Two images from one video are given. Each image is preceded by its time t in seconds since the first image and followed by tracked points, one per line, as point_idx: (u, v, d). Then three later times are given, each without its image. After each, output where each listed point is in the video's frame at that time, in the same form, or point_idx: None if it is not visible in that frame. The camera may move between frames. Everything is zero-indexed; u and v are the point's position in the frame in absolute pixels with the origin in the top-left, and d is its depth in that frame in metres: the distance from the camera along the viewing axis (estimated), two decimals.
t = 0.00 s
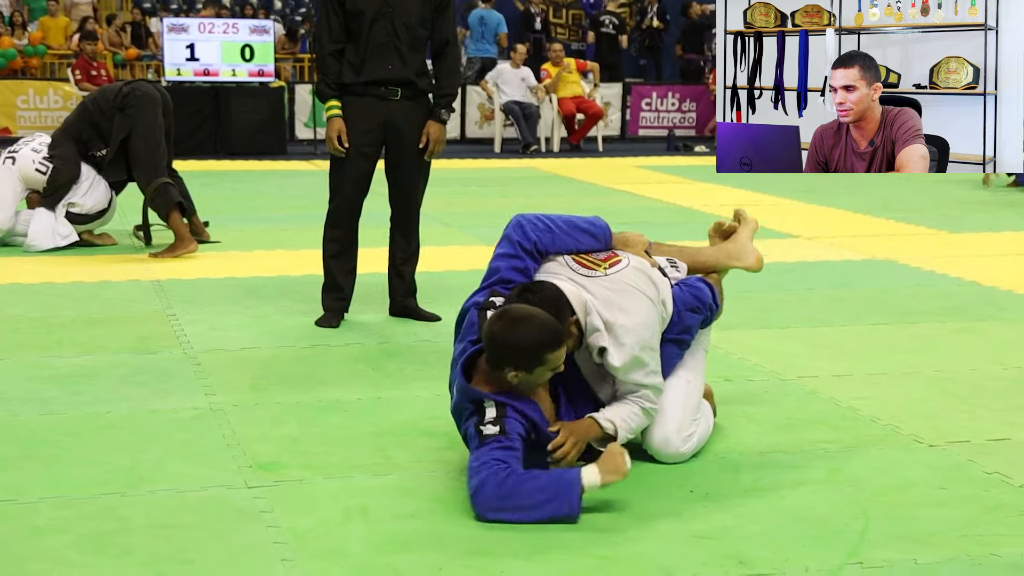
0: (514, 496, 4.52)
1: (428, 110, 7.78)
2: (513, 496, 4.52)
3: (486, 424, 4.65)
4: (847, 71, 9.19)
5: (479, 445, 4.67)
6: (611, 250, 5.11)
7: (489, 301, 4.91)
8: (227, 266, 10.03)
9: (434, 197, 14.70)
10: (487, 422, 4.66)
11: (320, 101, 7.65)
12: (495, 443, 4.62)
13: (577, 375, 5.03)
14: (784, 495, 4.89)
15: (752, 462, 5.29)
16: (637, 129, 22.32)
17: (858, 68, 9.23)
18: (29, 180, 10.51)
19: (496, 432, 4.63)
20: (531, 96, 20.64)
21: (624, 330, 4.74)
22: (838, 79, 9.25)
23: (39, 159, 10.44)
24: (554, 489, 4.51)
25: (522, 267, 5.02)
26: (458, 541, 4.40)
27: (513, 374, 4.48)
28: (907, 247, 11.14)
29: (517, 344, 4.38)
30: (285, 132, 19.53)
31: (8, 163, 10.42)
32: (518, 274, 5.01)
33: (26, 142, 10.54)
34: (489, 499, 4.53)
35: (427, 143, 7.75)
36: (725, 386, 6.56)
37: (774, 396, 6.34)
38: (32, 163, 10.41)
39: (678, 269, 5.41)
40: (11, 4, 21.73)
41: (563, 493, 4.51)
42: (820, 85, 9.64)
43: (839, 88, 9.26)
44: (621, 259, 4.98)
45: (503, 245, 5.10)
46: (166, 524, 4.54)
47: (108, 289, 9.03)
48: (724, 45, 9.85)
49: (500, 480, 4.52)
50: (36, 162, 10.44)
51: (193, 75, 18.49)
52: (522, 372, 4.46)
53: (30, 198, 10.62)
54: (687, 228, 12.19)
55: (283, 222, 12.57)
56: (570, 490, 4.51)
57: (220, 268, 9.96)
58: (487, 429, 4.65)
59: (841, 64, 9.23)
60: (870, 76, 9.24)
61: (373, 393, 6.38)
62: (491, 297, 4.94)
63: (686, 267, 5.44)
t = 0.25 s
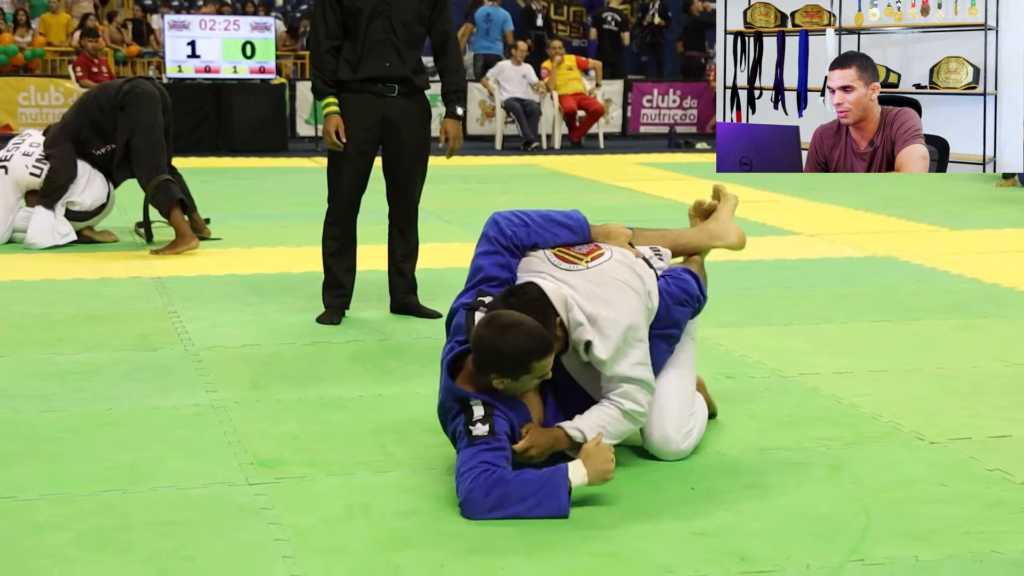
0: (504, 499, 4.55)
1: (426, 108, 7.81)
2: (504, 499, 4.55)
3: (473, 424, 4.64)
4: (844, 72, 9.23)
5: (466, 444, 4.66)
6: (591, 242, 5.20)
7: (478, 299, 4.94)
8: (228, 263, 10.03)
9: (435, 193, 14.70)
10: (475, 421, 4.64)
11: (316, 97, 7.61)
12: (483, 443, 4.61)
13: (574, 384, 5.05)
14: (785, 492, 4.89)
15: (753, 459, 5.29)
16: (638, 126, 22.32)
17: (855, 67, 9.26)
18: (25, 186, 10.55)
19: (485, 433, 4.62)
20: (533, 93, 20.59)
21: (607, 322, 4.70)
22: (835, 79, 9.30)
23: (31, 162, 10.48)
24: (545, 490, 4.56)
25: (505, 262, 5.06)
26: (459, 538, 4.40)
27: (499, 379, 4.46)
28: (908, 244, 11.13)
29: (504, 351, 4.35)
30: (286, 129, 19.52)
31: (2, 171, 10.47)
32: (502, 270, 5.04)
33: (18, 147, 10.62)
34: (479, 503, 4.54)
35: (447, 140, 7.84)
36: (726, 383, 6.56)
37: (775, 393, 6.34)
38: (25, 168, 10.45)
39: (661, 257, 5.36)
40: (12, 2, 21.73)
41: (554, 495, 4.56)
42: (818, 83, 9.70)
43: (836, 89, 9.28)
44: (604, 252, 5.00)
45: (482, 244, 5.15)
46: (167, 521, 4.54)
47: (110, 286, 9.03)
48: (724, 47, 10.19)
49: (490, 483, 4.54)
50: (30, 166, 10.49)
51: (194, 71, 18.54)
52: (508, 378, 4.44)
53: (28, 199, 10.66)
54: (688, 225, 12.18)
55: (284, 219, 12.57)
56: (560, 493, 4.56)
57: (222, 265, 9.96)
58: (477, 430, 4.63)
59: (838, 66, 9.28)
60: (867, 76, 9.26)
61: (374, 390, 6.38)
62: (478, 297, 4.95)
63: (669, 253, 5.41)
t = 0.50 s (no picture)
0: (504, 490, 4.54)
1: (427, 108, 7.80)
2: (504, 490, 4.55)
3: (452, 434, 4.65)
4: (843, 72, 9.45)
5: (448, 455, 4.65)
6: (580, 249, 5.11)
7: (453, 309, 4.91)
8: (230, 262, 10.03)
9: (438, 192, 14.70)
10: (452, 433, 4.65)
11: (316, 97, 7.63)
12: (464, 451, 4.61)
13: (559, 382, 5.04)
14: (787, 491, 4.89)
15: (755, 458, 5.28)
16: (640, 125, 22.34)
17: (853, 67, 9.49)
18: (22, 188, 10.47)
19: (462, 440, 4.62)
20: (535, 92, 20.59)
21: (587, 328, 4.73)
22: (833, 80, 9.54)
23: (28, 164, 10.38)
24: (541, 474, 4.56)
25: (485, 274, 5.01)
26: (461, 537, 4.40)
27: (470, 393, 4.42)
28: (911, 243, 11.13)
29: (471, 365, 4.30)
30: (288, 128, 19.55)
31: None
32: (482, 281, 5.00)
33: (11, 148, 10.45)
34: (483, 498, 4.54)
35: (430, 141, 7.75)
36: (728, 382, 6.55)
37: (778, 393, 6.33)
38: (21, 170, 10.37)
39: (657, 258, 5.36)
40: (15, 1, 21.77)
41: (549, 478, 4.56)
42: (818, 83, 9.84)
43: (835, 89, 9.52)
44: (589, 258, 5.00)
45: (464, 256, 5.10)
46: (170, 520, 4.54)
47: (112, 285, 9.02)
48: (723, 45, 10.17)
49: (484, 481, 4.54)
50: (26, 168, 10.40)
51: (196, 70, 18.59)
52: (479, 391, 4.40)
53: (25, 198, 10.59)
54: (690, 224, 12.18)
55: (286, 218, 12.57)
56: (556, 474, 4.57)
57: (224, 264, 9.96)
58: (456, 439, 4.63)
59: (837, 66, 9.50)
60: (865, 76, 9.48)
61: (375, 389, 6.37)
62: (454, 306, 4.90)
63: (666, 254, 5.40)
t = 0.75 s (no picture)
0: (597, 471, 4.66)
1: (430, 108, 7.79)
2: (594, 473, 4.66)
3: (492, 442, 4.62)
4: (842, 72, 9.49)
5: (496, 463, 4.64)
6: (575, 249, 5.10)
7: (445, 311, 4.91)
8: (235, 262, 10.04)
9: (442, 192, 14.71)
10: (492, 439, 4.63)
11: (320, 98, 7.65)
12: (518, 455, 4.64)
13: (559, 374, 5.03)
14: (792, 491, 4.88)
15: (760, 458, 5.28)
16: (645, 125, 22.36)
17: (852, 67, 9.55)
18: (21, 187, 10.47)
19: (507, 446, 4.62)
20: (540, 92, 20.57)
21: (588, 319, 4.71)
22: (832, 81, 9.56)
23: (25, 164, 10.41)
24: (627, 444, 4.67)
25: (481, 277, 4.97)
26: (466, 537, 4.40)
27: (468, 392, 4.46)
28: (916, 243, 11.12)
29: (463, 364, 4.35)
30: (293, 128, 19.57)
31: None
32: (478, 285, 4.96)
33: (6, 148, 10.48)
34: (586, 484, 4.66)
35: (430, 141, 7.74)
36: (733, 383, 6.55)
37: (782, 393, 6.33)
38: (20, 169, 10.39)
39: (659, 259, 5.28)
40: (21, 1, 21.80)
41: (625, 441, 4.67)
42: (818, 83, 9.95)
43: (835, 89, 9.54)
44: (583, 254, 4.99)
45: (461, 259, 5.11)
46: (175, 520, 4.55)
47: (116, 285, 9.03)
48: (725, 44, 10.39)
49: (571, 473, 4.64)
50: (24, 168, 10.43)
51: (202, 70, 18.54)
52: (477, 388, 4.44)
53: (26, 199, 10.60)
54: (695, 224, 12.17)
55: (291, 218, 12.58)
56: (633, 438, 4.68)
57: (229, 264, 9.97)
58: (498, 445, 4.62)
59: (836, 66, 9.57)
60: (864, 77, 9.51)
61: (380, 389, 6.38)
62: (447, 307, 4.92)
63: (668, 257, 5.31)
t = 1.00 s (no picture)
0: (647, 459, 4.82)
1: (431, 108, 7.80)
2: (645, 461, 4.82)
3: (541, 445, 4.64)
4: (842, 72, 9.60)
5: (547, 465, 4.69)
6: (600, 258, 5.03)
7: (464, 314, 4.80)
8: (236, 262, 10.04)
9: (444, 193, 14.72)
10: (546, 441, 4.64)
11: (321, 99, 7.65)
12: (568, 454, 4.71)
13: (572, 381, 4.97)
14: (794, 491, 4.88)
15: (762, 459, 5.28)
16: (646, 126, 22.35)
17: (852, 67, 9.67)
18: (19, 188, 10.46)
19: (558, 447, 4.66)
20: (542, 93, 20.56)
21: (613, 342, 4.71)
22: (832, 81, 9.68)
23: (23, 165, 10.39)
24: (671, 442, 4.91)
25: (500, 281, 4.87)
26: (467, 537, 4.40)
27: (495, 401, 4.41)
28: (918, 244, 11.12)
29: (491, 374, 4.29)
30: (294, 128, 19.58)
31: None
32: (497, 289, 4.86)
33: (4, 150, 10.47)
34: (639, 474, 4.81)
35: (430, 142, 7.77)
36: (734, 383, 6.55)
37: (784, 393, 6.32)
38: (17, 170, 10.38)
39: (672, 265, 5.28)
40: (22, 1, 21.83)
41: (666, 429, 4.90)
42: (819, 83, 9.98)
43: (835, 90, 9.65)
44: (609, 268, 4.93)
45: (482, 260, 5.00)
46: (177, 520, 4.55)
47: (117, 285, 9.03)
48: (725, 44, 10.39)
49: (626, 463, 4.80)
50: (21, 169, 10.41)
51: (203, 70, 18.51)
52: (503, 398, 4.38)
53: (24, 199, 10.60)
54: (696, 225, 12.17)
55: (293, 218, 12.58)
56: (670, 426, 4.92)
57: (231, 264, 9.97)
58: (548, 446, 4.65)
59: (837, 67, 9.67)
60: (864, 77, 9.62)
61: (382, 389, 6.38)
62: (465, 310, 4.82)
63: (681, 261, 5.31)
